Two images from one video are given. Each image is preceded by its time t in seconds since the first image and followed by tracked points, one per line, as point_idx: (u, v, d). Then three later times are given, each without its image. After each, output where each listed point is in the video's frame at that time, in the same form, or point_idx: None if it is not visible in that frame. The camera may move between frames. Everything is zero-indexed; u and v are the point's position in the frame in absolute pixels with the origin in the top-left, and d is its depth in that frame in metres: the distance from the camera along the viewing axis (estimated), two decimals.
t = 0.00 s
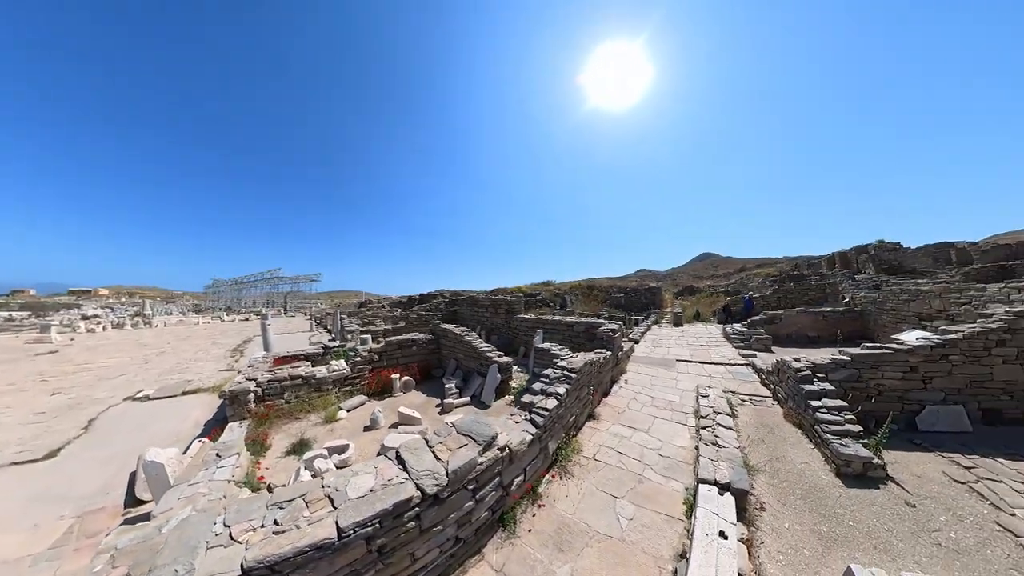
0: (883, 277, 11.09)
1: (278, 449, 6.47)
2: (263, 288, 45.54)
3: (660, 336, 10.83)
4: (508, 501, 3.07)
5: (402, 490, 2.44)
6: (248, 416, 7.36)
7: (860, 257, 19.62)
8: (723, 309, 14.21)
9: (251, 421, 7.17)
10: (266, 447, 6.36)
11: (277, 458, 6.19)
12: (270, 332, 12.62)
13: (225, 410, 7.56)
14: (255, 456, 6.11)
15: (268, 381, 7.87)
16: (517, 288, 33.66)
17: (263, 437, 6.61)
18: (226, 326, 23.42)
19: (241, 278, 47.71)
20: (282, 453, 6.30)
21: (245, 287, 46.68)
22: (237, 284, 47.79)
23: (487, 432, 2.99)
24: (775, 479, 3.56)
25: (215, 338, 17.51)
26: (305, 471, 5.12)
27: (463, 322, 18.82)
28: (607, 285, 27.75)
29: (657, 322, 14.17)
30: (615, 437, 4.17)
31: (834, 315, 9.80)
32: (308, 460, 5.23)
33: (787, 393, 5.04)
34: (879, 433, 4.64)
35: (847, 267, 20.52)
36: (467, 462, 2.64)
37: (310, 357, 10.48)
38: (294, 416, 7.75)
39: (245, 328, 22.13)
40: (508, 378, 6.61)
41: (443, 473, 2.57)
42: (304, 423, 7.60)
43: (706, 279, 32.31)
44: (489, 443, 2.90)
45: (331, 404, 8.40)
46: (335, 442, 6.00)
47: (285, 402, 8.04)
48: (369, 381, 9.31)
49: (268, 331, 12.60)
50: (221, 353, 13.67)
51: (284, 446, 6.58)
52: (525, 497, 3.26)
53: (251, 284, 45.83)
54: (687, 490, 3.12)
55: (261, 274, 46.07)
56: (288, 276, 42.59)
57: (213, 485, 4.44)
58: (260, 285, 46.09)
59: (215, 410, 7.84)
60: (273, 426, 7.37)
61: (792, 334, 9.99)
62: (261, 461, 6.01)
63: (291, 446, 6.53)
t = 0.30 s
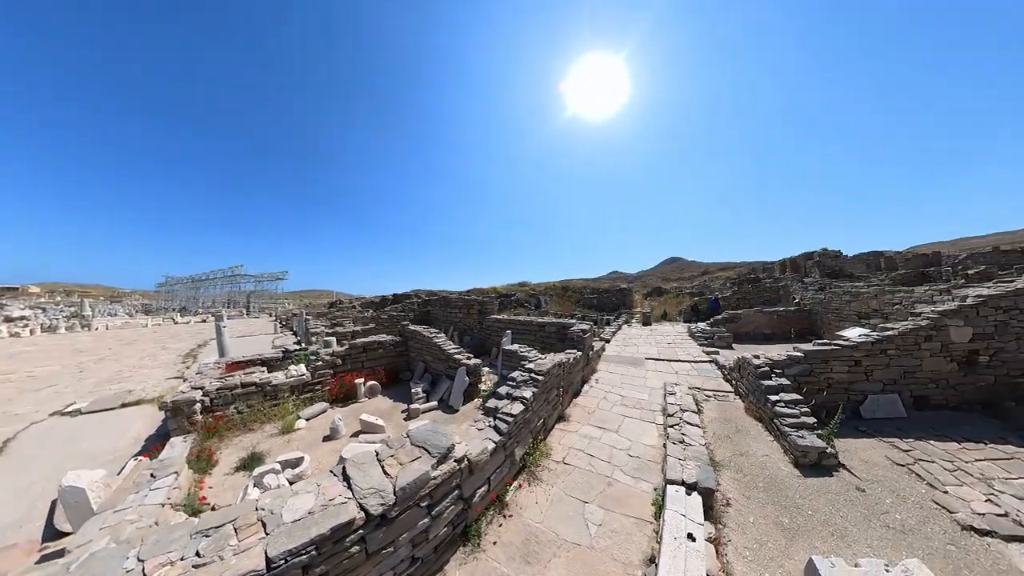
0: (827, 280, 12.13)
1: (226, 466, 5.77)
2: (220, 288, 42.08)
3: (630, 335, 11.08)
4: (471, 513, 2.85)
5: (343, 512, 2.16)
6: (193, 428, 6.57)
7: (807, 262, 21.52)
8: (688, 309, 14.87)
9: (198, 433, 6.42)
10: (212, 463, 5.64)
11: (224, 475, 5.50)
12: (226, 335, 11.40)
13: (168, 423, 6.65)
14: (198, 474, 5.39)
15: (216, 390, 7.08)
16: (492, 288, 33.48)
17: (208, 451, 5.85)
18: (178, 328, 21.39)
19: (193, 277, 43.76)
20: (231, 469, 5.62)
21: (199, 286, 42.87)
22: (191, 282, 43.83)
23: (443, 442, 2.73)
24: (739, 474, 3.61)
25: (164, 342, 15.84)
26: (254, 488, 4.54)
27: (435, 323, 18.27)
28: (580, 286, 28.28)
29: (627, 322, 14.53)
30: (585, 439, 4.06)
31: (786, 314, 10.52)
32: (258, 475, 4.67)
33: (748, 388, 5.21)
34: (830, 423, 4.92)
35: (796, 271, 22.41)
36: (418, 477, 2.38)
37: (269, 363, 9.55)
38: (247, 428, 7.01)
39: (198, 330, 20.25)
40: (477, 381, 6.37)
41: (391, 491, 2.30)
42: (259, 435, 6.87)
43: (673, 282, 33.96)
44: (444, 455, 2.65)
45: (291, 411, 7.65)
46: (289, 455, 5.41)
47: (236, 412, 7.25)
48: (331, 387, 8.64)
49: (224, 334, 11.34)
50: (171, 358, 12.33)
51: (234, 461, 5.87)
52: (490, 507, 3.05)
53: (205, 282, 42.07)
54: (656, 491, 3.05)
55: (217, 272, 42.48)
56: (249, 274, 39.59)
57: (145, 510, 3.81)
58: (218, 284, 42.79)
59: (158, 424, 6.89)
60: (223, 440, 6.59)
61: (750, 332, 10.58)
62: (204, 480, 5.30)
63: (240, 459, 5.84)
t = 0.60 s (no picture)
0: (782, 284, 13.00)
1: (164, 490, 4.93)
2: (171, 287, 38.43)
3: (603, 335, 11.20)
4: (431, 537, 2.58)
5: (269, 552, 1.82)
6: (125, 449, 5.73)
7: (763, 266, 23.17)
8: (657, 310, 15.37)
9: (129, 454, 5.59)
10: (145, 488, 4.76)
11: (160, 501, 4.66)
12: (174, 340, 10.09)
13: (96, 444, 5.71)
14: (128, 502, 4.51)
15: (153, 404, 6.26)
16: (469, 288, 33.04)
17: (142, 473, 5.01)
18: (121, 331, 19.23)
19: (139, 274, 39.60)
20: (168, 494, 4.78)
21: (146, 285, 38.89)
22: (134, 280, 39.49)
23: (394, 462, 2.42)
24: (710, 474, 3.60)
25: (100, 347, 14.06)
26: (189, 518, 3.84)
27: (406, 325, 17.58)
28: (555, 286, 28.60)
29: (600, 322, 14.77)
30: (557, 444, 3.91)
31: (747, 314, 11.11)
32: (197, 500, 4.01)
33: (715, 386, 5.32)
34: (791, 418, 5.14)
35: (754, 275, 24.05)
36: (363, 504, 2.08)
37: (221, 372, 8.57)
38: (189, 445, 6.18)
39: (140, 333, 18.20)
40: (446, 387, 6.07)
41: (330, 523, 1.98)
42: (204, 453, 6.04)
43: (643, 284, 35.29)
44: (395, 477, 2.35)
45: (242, 425, 6.85)
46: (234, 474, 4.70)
47: (178, 428, 6.41)
48: (288, 396, 7.91)
49: (173, 338, 10.06)
50: (104, 366, 10.87)
51: (172, 484, 5.07)
52: (455, 527, 2.79)
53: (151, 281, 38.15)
54: (629, 497, 2.94)
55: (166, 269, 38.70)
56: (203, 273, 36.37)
57: (52, 552, 3.15)
58: (158, 284, 38.04)
59: (87, 445, 5.93)
60: (160, 462, 5.72)
61: (714, 331, 11.06)
62: (134, 509, 4.45)
63: (178, 483, 5.01)
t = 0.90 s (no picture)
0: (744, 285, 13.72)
1: (76, 526, 4.01)
2: (109, 285, 34.44)
3: (577, 335, 11.15)
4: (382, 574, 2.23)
5: None
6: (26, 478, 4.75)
7: (726, 269, 24.53)
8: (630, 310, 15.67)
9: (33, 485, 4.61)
10: (50, 525, 3.83)
11: (69, 540, 3.76)
12: (107, 344, 8.63)
13: None
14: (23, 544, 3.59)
15: (67, 423, 5.31)
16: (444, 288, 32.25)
17: (49, 508, 4.04)
18: (40, 333, 16.72)
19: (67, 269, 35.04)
20: (81, 532, 3.88)
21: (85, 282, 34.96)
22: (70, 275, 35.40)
23: (329, 492, 2.07)
24: (687, 477, 3.51)
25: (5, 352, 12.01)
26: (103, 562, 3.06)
27: (376, 326, 16.66)
28: (532, 287, 28.59)
29: (575, 322, 14.81)
30: (529, 453, 3.64)
31: (713, 313, 11.55)
32: (111, 538, 3.23)
33: (688, 386, 5.32)
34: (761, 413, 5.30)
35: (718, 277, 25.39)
36: (282, 547, 1.72)
37: (160, 381, 7.42)
38: (109, 470, 5.23)
39: (60, 337, 15.83)
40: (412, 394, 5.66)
41: None
42: (131, 480, 5.06)
43: (616, 284, 36.21)
44: (330, 509, 1.99)
45: (179, 444, 5.95)
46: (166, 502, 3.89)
47: (98, 449, 5.45)
48: (234, 407, 6.97)
49: (105, 342, 8.62)
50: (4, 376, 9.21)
51: (87, 519, 4.13)
52: (413, 558, 2.45)
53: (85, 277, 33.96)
54: (606, 510, 2.73)
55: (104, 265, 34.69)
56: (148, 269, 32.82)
57: None
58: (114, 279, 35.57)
59: None
60: (73, 493, 4.70)
61: (683, 330, 11.39)
62: (32, 552, 3.53)
63: (95, 517, 4.10)
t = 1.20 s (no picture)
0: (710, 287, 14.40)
1: None
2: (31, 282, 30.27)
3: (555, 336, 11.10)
4: None
5: None
6: None
7: (693, 271, 25.80)
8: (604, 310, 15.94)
9: None
10: None
11: None
12: (23, 353, 7.11)
13: None
14: None
15: None
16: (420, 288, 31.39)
17: None
18: None
19: None
20: None
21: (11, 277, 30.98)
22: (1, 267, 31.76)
23: (262, 543, 1.90)
24: (670, 480, 3.46)
25: None
26: None
27: (344, 328, 15.73)
28: (509, 287, 28.45)
29: (552, 322, 14.80)
30: (507, 466, 3.43)
31: (683, 314, 11.98)
32: None
33: (664, 386, 5.36)
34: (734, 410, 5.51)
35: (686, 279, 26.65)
36: None
37: (81, 398, 6.31)
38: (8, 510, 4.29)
39: None
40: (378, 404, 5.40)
41: None
42: (39, 523, 4.17)
43: (591, 286, 36.97)
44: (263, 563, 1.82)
45: (104, 473, 5.11)
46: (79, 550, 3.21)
47: None
48: (175, 426, 6.16)
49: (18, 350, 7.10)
50: None
51: None
52: None
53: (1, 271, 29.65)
54: (590, 525, 2.58)
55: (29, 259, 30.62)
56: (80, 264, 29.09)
57: None
58: (36, 276, 31.29)
59: None
60: None
61: (656, 330, 11.71)
62: None
63: None
